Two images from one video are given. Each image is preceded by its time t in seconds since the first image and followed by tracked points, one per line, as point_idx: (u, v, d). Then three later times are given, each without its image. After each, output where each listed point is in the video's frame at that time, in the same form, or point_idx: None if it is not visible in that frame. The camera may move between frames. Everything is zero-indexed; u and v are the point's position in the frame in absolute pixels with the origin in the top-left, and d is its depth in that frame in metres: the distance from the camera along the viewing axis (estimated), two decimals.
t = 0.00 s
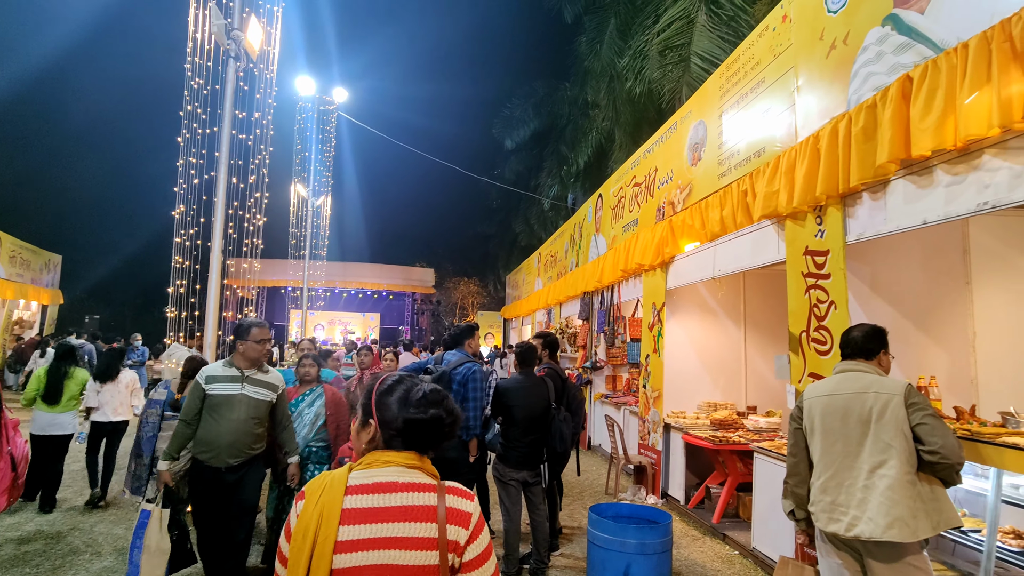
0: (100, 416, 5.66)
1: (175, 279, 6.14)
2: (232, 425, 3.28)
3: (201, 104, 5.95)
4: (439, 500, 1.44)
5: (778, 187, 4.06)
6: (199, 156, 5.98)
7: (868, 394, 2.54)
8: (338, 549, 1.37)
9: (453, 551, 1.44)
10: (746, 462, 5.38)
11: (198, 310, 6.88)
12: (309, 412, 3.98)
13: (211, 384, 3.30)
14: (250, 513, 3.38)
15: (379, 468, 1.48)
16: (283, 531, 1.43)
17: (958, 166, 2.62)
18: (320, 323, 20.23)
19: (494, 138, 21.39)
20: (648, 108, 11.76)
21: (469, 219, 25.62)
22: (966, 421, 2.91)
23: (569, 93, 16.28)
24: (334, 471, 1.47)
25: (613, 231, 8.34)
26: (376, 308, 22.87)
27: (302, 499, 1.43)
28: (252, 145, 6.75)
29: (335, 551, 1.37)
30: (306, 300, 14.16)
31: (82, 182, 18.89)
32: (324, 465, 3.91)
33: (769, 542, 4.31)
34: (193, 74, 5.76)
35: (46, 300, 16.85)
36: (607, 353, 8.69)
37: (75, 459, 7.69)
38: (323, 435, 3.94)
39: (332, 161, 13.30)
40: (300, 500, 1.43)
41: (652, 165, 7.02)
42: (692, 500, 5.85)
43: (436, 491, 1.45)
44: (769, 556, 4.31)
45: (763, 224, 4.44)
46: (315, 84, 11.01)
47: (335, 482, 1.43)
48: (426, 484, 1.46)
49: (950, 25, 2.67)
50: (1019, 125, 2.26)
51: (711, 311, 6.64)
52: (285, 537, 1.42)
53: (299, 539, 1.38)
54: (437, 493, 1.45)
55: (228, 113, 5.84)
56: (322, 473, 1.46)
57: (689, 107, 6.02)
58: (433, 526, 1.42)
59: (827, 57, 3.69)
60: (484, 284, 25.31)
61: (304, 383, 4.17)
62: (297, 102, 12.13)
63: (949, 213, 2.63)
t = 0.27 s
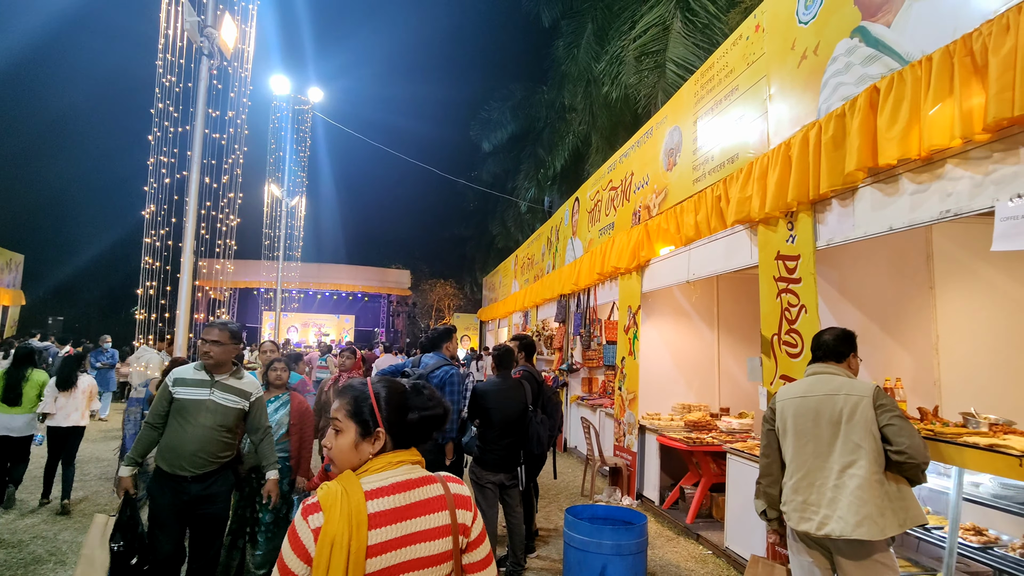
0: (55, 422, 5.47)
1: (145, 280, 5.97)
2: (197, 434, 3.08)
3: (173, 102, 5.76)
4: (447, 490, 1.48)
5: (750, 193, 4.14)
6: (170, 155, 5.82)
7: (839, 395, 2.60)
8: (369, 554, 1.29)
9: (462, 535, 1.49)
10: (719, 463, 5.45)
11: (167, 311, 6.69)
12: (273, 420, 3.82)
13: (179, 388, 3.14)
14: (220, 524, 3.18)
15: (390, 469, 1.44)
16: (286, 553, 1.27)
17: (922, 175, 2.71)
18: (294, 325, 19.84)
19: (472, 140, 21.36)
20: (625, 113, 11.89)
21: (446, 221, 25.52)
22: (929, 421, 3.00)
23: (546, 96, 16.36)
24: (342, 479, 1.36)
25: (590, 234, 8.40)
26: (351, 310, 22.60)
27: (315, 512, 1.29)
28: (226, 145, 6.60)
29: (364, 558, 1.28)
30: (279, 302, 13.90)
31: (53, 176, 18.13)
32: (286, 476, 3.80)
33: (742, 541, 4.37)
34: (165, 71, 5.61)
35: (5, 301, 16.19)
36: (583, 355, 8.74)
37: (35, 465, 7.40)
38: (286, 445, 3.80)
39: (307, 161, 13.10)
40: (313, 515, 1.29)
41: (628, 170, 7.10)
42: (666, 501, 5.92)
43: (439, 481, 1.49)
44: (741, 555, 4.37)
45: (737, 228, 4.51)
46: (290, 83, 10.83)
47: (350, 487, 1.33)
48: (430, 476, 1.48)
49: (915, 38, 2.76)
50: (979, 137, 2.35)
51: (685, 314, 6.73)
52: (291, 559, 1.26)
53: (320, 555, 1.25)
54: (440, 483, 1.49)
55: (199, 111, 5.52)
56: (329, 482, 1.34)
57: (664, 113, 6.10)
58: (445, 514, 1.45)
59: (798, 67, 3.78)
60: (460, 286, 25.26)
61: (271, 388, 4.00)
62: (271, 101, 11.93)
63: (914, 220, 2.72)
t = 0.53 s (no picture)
0: (13, 419, 5.34)
1: (111, 279, 5.79)
2: (151, 445, 2.73)
3: (143, 97, 5.63)
4: (428, 484, 1.74)
5: (723, 197, 4.20)
6: (138, 151, 5.66)
7: (809, 396, 2.66)
8: (383, 550, 1.47)
9: (442, 523, 1.75)
10: (692, 463, 5.53)
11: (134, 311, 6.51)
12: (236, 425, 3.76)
13: (128, 396, 2.80)
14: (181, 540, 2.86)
15: (385, 470, 1.61)
16: (301, 563, 1.34)
17: (888, 182, 2.80)
18: (266, 326, 19.46)
19: (448, 141, 21.27)
20: (601, 116, 12.00)
21: (422, 221, 25.37)
22: (894, 420, 3.10)
23: (522, 98, 16.39)
24: (344, 485, 1.49)
25: (565, 236, 8.45)
26: (325, 310, 22.25)
27: (328, 521, 1.40)
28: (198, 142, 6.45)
29: (378, 555, 1.44)
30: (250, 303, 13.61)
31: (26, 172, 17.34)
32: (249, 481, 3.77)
33: (714, 540, 4.43)
34: (133, 65, 5.44)
35: None
36: (559, 356, 8.76)
37: None
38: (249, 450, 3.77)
39: (281, 159, 12.87)
40: (328, 525, 1.40)
41: (603, 173, 7.16)
42: (640, 501, 5.97)
43: (421, 477, 1.73)
44: (714, 554, 4.43)
45: (710, 232, 4.57)
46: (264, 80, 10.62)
47: (355, 492, 1.46)
48: (413, 474, 1.71)
49: (882, 49, 2.84)
50: (942, 146, 2.43)
51: (659, 316, 6.80)
52: (307, 568, 1.34)
53: (340, 558, 1.37)
54: (422, 479, 1.73)
55: (172, 106, 5.45)
56: (332, 492, 1.45)
57: (640, 117, 6.17)
58: (429, 506, 1.70)
59: (770, 74, 3.86)
60: (435, 287, 25.11)
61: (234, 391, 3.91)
62: (244, 98, 11.68)
63: (880, 225, 2.80)
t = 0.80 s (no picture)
0: None
1: (72, 278, 5.57)
2: (83, 452, 2.54)
3: (107, 90, 5.43)
4: (401, 483, 1.76)
5: (696, 199, 4.25)
6: (102, 146, 5.46)
7: (776, 396, 2.71)
8: (371, 550, 1.49)
9: (412, 521, 1.77)
10: (664, 462, 5.59)
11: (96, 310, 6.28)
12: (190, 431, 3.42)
13: (61, 400, 2.61)
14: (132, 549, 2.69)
15: (364, 470, 1.61)
16: (294, 569, 1.32)
17: (853, 186, 2.87)
18: (234, 326, 19.01)
19: (423, 140, 21.12)
20: (576, 118, 12.07)
21: (396, 221, 25.13)
22: (858, 418, 3.18)
23: (498, 98, 16.37)
24: (328, 488, 1.46)
25: (540, 237, 8.47)
26: (296, 310, 21.83)
27: (317, 525, 1.39)
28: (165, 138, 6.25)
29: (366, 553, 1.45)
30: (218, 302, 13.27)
31: None
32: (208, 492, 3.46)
33: (685, 537, 4.48)
34: (96, 57, 5.25)
35: None
36: (533, 356, 8.77)
37: None
38: (208, 457, 3.46)
39: (252, 156, 12.57)
40: (319, 529, 1.39)
41: (578, 174, 7.20)
42: (613, 499, 6.01)
43: (393, 475, 1.75)
44: (685, 551, 4.48)
45: (682, 234, 4.63)
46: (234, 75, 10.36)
47: (340, 496, 1.45)
48: (387, 474, 1.71)
49: (848, 57, 2.91)
50: (904, 152, 2.50)
51: (632, 316, 6.87)
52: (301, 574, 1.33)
53: (333, 560, 1.38)
54: (396, 479, 1.75)
55: (138, 99, 5.27)
56: (318, 496, 1.43)
57: (614, 119, 6.22)
58: (404, 506, 1.72)
59: (741, 79, 3.93)
60: (409, 286, 24.87)
61: (187, 395, 3.53)
62: (213, 92, 11.38)
63: (846, 228, 2.87)
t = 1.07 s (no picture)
0: None
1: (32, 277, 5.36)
2: (15, 461, 2.40)
3: (71, 84, 5.24)
4: (373, 484, 1.73)
5: (669, 202, 4.29)
6: (66, 141, 5.26)
7: (742, 396, 2.75)
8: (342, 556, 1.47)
9: (383, 522, 1.74)
10: (637, 462, 5.64)
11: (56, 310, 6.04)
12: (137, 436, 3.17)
13: None
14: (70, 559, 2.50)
15: (337, 474, 1.57)
16: None
17: (821, 192, 2.94)
18: (204, 326, 18.49)
19: (399, 140, 20.95)
20: (552, 120, 12.13)
21: (371, 221, 24.85)
22: (826, 418, 3.26)
23: (474, 99, 16.35)
24: (299, 492, 1.43)
25: (516, 238, 8.47)
26: (268, 311, 21.37)
27: (290, 531, 1.36)
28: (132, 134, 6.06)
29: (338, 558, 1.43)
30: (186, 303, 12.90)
31: None
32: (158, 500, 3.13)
33: (658, 536, 4.52)
34: (60, 49, 5.06)
35: None
36: (508, 358, 8.76)
37: None
38: (157, 463, 3.18)
39: (223, 153, 12.28)
40: (290, 535, 1.35)
41: (554, 176, 7.23)
42: (587, 500, 6.03)
43: (365, 477, 1.72)
44: (658, 551, 4.51)
45: (656, 237, 4.68)
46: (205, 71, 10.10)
47: (313, 500, 1.42)
48: (359, 477, 1.68)
49: (817, 66, 2.99)
50: (870, 159, 2.58)
51: (607, 318, 6.92)
52: None
53: (304, 566, 1.35)
54: (367, 481, 1.72)
55: (104, 94, 5.10)
56: (291, 501, 1.39)
57: (590, 122, 6.26)
58: (375, 508, 1.69)
59: (714, 85, 4.00)
60: (384, 287, 24.62)
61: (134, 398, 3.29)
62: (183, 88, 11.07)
63: (814, 233, 2.94)
